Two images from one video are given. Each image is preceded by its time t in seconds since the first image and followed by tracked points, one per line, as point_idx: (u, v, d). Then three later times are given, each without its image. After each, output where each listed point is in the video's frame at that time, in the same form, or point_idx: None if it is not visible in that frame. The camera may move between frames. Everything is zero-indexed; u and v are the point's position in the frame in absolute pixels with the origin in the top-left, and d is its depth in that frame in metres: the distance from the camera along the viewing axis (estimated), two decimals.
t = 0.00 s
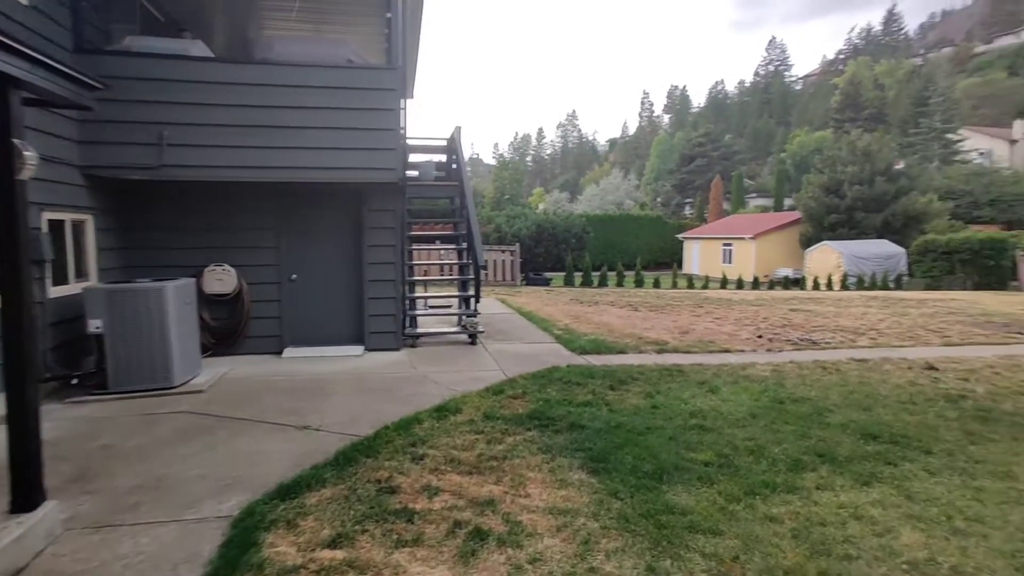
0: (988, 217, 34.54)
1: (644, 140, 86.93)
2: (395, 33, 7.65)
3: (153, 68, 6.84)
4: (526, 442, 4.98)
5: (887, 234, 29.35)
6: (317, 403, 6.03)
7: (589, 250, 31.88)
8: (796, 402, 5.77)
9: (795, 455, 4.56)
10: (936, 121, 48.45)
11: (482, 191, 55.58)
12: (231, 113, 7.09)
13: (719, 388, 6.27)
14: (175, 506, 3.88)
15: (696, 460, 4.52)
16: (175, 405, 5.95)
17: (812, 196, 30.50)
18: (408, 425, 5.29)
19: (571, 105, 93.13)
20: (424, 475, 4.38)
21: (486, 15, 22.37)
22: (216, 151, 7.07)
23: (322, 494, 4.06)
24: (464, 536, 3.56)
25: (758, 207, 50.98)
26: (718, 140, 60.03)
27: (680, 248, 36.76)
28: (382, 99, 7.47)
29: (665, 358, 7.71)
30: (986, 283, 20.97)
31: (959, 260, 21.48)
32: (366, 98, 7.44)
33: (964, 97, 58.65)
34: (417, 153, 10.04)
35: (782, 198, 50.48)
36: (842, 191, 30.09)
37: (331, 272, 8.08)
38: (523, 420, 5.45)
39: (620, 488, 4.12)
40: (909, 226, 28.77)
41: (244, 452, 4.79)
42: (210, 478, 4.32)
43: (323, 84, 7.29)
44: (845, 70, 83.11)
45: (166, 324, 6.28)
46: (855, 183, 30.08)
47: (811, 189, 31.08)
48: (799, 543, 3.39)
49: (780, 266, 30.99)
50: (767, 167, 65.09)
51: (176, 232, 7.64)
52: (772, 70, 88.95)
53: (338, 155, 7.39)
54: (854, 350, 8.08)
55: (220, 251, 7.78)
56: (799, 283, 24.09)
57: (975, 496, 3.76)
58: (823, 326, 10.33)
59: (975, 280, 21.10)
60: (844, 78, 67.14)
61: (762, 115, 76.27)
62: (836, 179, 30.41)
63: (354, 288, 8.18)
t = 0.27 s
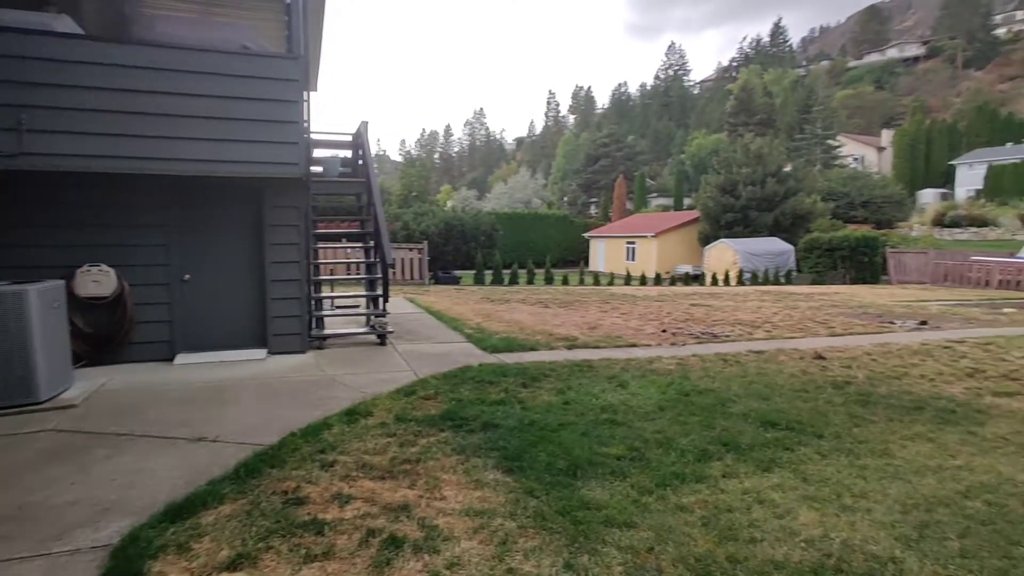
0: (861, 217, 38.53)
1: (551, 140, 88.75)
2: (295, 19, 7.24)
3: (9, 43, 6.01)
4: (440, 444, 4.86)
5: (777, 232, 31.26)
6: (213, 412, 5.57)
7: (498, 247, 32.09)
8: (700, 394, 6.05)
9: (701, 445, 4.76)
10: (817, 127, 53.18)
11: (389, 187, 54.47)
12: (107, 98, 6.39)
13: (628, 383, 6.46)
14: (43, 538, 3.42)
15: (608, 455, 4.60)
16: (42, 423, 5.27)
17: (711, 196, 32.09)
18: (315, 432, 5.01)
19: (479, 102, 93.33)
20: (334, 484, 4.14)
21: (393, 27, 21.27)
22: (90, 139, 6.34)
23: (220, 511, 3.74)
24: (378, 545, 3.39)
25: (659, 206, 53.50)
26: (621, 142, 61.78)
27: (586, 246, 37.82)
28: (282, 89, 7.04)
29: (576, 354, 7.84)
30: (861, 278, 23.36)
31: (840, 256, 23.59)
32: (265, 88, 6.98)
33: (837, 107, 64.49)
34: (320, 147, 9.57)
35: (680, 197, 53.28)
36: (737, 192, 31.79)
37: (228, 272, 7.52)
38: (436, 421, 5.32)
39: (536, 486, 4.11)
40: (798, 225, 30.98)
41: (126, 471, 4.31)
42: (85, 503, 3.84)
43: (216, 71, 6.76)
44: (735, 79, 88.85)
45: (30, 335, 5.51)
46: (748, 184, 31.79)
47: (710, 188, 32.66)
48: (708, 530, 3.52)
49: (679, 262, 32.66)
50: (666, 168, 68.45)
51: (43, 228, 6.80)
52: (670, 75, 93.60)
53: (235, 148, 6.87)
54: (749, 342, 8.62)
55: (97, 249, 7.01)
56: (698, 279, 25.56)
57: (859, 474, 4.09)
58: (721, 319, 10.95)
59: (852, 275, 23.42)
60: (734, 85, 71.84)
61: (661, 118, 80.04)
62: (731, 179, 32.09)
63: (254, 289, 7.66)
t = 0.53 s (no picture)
0: (769, 218, 41.18)
1: (473, 140, 88.77)
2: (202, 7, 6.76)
3: None
4: (365, 449, 4.69)
5: (692, 232, 32.55)
6: (112, 426, 5.10)
7: (420, 247, 31.70)
8: (623, 390, 6.19)
9: (626, 440, 4.86)
10: (728, 131, 56.28)
11: (306, 186, 52.54)
12: None
13: (553, 381, 6.52)
14: None
15: (535, 454, 4.61)
16: None
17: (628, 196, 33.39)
18: (228, 443, 4.69)
19: (399, 100, 91.86)
20: (251, 497, 3.89)
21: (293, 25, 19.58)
22: None
23: (121, 535, 3.41)
24: (301, 559, 3.21)
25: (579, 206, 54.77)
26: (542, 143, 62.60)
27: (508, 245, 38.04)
28: (187, 81, 6.57)
29: (502, 353, 7.83)
30: (770, 275, 25.06)
31: (751, 256, 25.07)
32: (168, 78, 6.47)
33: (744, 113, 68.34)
34: (231, 143, 9.03)
35: (599, 198, 54.78)
36: (655, 193, 32.78)
37: (128, 276, 6.93)
38: (360, 426, 5.13)
39: (464, 488, 4.05)
40: (712, 224, 32.46)
41: (8, 496, 3.86)
42: None
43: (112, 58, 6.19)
44: (650, 83, 92.23)
45: None
46: (664, 185, 32.79)
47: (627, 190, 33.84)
48: (634, 524, 3.59)
49: (599, 262, 33.55)
50: (585, 169, 70.20)
51: None
52: (588, 78, 96.17)
53: (135, 141, 6.32)
54: (668, 338, 8.95)
55: None
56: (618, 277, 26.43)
57: (773, 461, 4.31)
58: (641, 317, 11.31)
59: (762, 273, 25.06)
60: (649, 90, 74.71)
61: (580, 120, 81.95)
62: (648, 180, 33.17)
63: (158, 293, 7.11)
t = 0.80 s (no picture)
0: (690, 218, 42.97)
1: (399, 139, 87.46)
2: None
3: None
4: (289, 457, 4.46)
5: (617, 232, 33.30)
6: None
7: (346, 248, 30.82)
8: (552, 388, 6.24)
9: (556, 438, 4.89)
10: (650, 134, 58.20)
11: (221, 184, 49.95)
12: None
13: (484, 381, 6.47)
14: None
15: (467, 455, 4.55)
16: None
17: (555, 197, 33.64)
18: (137, 459, 4.33)
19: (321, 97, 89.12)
20: (162, 516, 3.60)
21: (217, 29, 19.05)
22: None
23: (10, 566, 3.06)
24: None
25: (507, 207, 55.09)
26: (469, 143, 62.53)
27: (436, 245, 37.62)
28: (85, 70, 6.05)
29: (431, 355, 7.70)
30: (691, 274, 26.16)
31: (674, 255, 26.04)
32: (63, 66, 5.93)
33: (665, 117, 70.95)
34: (138, 138, 8.40)
35: (526, 199, 55.31)
36: (580, 194, 33.31)
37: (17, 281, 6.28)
38: (284, 434, 4.88)
39: (395, 492, 3.93)
40: (636, 225, 33.37)
41: None
42: None
43: None
44: (574, 86, 94.20)
45: None
46: (590, 187, 33.36)
47: (553, 190, 34.16)
48: (566, 521, 3.61)
49: (527, 262, 33.84)
50: (512, 170, 70.73)
51: None
52: (515, 80, 97.02)
53: (24, 133, 5.73)
54: (597, 336, 9.12)
55: None
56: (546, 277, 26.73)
57: (698, 453, 4.46)
58: (568, 316, 11.48)
59: (683, 272, 26.10)
60: (574, 92, 76.26)
61: (507, 121, 82.48)
62: (574, 182, 33.67)
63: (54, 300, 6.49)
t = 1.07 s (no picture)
0: (612, 219, 44.16)
1: (319, 137, 84.70)
2: None
3: None
4: (202, 470, 4.17)
5: (541, 232, 33.54)
6: None
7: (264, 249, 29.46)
8: (479, 389, 6.19)
9: (484, 438, 4.86)
10: (573, 136, 59.29)
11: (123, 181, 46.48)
12: None
13: (410, 384, 6.33)
14: None
15: (394, 458, 4.43)
16: None
17: (480, 197, 33.49)
18: (25, 480, 3.91)
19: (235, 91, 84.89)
20: (53, 542, 3.26)
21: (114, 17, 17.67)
22: None
23: None
24: None
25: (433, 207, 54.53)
26: (392, 142, 61.47)
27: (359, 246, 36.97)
28: None
29: (356, 358, 7.46)
30: (614, 273, 26.82)
31: (597, 255, 26.64)
32: None
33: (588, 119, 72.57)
34: (23, 128, 7.63)
35: (452, 199, 54.97)
36: (505, 194, 33.39)
37: None
38: (196, 445, 4.56)
39: (318, 501, 3.75)
40: (560, 226, 33.64)
41: None
42: None
43: None
44: (499, 87, 94.70)
45: None
46: (514, 187, 33.49)
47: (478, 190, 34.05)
48: (494, 521, 3.58)
49: (452, 262, 33.57)
50: (438, 170, 70.17)
51: None
52: (439, 79, 96.38)
53: None
54: (524, 336, 9.17)
55: None
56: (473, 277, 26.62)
57: (623, 448, 4.56)
58: (495, 316, 11.48)
59: (606, 271, 26.74)
60: (499, 93, 76.62)
61: (431, 120, 81.67)
62: (499, 182, 33.68)
63: None
